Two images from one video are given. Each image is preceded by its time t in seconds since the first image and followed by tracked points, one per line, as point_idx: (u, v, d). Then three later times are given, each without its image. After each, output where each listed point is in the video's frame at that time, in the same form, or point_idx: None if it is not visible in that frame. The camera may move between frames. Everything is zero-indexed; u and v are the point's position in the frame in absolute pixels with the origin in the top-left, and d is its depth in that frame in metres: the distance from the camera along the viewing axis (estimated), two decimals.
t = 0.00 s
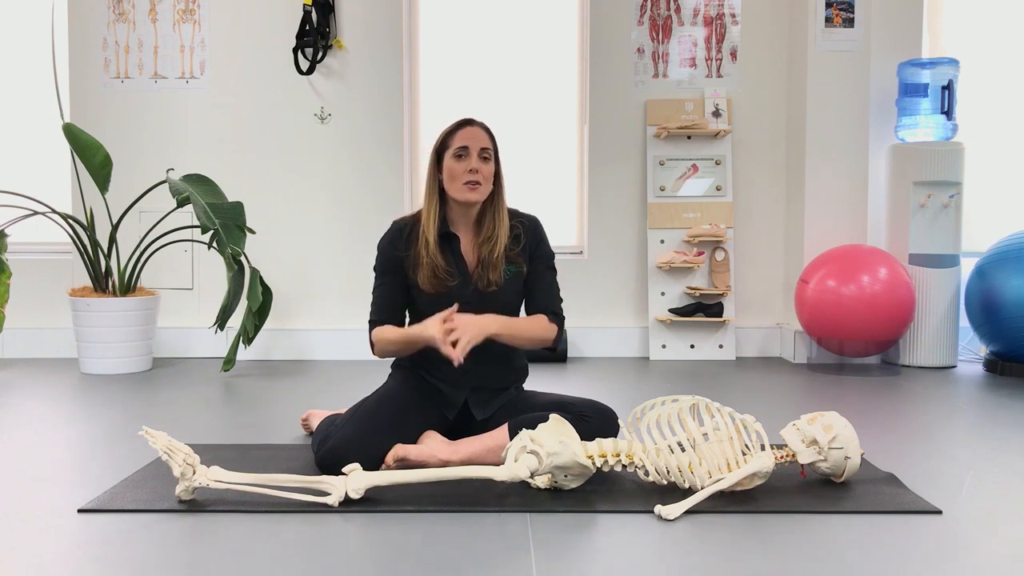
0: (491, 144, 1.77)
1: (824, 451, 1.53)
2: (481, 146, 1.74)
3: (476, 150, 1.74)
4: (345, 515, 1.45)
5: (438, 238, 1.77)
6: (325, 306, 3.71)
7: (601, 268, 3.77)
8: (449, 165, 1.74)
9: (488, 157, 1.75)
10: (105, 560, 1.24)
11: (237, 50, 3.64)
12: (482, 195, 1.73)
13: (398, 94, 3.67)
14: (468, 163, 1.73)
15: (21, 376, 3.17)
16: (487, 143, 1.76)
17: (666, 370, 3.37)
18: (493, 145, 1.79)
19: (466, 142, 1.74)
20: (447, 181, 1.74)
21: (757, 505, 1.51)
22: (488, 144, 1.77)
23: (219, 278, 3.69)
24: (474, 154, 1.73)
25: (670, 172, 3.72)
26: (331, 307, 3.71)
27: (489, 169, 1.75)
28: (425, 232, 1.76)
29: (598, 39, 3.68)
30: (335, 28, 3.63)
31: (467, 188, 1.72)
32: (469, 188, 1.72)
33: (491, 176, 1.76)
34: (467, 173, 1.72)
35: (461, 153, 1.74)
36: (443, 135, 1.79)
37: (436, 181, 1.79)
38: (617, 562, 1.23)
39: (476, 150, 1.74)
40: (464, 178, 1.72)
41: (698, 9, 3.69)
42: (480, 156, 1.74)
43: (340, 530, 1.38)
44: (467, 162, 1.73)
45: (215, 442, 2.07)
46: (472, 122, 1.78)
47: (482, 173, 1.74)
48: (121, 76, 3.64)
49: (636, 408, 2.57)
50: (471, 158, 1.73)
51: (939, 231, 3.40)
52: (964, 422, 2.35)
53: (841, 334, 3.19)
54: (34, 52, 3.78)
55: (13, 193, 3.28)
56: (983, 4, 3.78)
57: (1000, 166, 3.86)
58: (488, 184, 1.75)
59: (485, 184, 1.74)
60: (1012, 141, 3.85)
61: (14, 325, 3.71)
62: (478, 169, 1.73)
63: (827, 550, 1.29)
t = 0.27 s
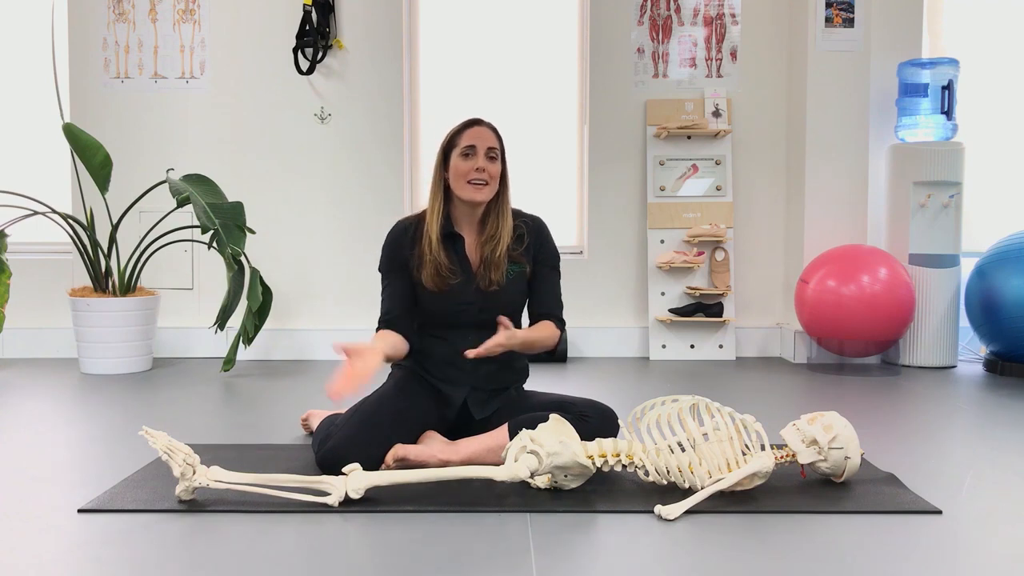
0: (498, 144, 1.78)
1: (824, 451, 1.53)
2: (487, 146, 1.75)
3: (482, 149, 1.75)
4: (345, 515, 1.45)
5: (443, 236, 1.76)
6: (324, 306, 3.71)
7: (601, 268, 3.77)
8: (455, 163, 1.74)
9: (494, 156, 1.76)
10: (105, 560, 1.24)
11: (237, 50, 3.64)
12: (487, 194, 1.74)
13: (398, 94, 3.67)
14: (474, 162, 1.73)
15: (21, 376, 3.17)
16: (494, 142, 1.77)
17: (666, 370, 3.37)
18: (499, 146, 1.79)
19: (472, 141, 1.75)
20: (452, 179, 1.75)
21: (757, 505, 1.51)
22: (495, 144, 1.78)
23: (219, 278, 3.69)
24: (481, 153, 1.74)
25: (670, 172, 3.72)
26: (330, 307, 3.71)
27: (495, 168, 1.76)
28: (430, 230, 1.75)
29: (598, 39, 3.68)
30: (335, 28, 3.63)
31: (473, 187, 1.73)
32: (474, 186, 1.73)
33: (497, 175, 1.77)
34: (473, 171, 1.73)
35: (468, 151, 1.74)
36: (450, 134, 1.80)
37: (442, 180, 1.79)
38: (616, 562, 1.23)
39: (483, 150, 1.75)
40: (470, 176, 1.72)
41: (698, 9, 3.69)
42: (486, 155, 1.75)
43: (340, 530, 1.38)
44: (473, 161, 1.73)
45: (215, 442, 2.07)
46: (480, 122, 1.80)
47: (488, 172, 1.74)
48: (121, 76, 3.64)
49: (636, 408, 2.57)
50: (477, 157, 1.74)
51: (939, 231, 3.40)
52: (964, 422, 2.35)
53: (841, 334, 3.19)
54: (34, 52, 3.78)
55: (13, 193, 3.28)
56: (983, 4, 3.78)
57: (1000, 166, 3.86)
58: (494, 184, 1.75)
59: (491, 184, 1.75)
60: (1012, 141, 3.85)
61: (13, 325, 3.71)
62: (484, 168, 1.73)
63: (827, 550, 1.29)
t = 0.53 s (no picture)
0: (511, 143, 1.76)
1: (824, 451, 1.53)
2: (502, 145, 1.73)
3: (497, 148, 1.72)
4: (345, 515, 1.46)
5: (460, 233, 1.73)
6: (324, 307, 3.71)
7: (601, 268, 3.78)
8: (470, 162, 1.71)
9: (508, 155, 1.74)
10: (105, 560, 1.24)
11: (236, 50, 3.64)
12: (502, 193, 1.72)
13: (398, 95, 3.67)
14: (489, 161, 1.71)
15: (21, 376, 3.17)
16: (508, 141, 1.74)
17: (666, 370, 3.37)
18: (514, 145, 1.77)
19: (487, 140, 1.72)
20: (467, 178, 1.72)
21: (757, 505, 1.51)
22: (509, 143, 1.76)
23: (219, 278, 3.69)
24: (495, 152, 1.71)
25: (670, 172, 3.72)
26: (330, 307, 3.71)
27: (508, 167, 1.74)
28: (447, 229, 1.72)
29: (598, 39, 3.68)
30: (335, 28, 3.63)
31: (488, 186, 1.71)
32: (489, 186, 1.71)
33: (510, 175, 1.75)
34: (487, 170, 1.71)
35: (483, 150, 1.71)
36: (463, 132, 1.76)
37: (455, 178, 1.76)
38: (617, 562, 1.23)
39: (497, 149, 1.73)
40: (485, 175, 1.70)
41: (698, 9, 3.69)
42: (501, 154, 1.73)
43: (340, 530, 1.38)
44: (488, 160, 1.71)
45: (215, 442, 2.07)
46: (494, 120, 1.76)
47: (502, 172, 1.72)
48: (121, 76, 3.64)
49: (636, 408, 2.57)
50: (492, 156, 1.71)
51: (939, 231, 3.40)
52: (964, 422, 2.35)
53: (840, 334, 3.19)
54: (34, 52, 3.78)
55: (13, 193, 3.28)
56: (983, 4, 3.78)
57: (1000, 166, 3.86)
58: (507, 184, 1.74)
59: (504, 183, 1.74)
60: (1012, 141, 3.85)
61: (13, 325, 3.71)
62: (499, 168, 1.71)
63: (827, 551, 1.29)
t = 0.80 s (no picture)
0: (524, 145, 1.75)
1: (824, 451, 1.53)
2: (514, 147, 1.72)
3: (509, 150, 1.71)
4: (345, 515, 1.45)
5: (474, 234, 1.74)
6: (324, 307, 3.71)
7: (601, 268, 3.78)
8: (482, 164, 1.72)
9: (520, 157, 1.73)
10: (105, 560, 1.24)
11: (236, 50, 3.64)
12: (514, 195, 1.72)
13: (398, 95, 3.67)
14: (501, 163, 1.71)
15: (21, 376, 3.17)
16: (520, 143, 1.74)
17: (666, 370, 3.37)
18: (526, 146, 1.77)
19: (500, 142, 1.71)
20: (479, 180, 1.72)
21: (757, 505, 1.51)
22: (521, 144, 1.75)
23: (219, 278, 3.68)
24: (508, 154, 1.71)
25: (670, 172, 3.72)
26: (330, 307, 3.71)
27: (520, 169, 1.74)
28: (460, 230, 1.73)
29: (598, 39, 3.68)
30: (335, 28, 3.63)
31: (499, 188, 1.71)
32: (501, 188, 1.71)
33: (523, 176, 1.74)
34: (499, 173, 1.71)
35: (494, 152, 1.72)
36: (476, 134, 1.77)
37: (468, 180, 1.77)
38: (616, 562, 1.23)
39: (509, 151, 1.72)
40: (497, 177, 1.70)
41: (698, 9, 3.69)
42: (513, 155, 1.72)
43: (340, 530, 1.38)
44: (500, 162, 1.71)
45: (214, 442, 2.07)
46: (507, 122, 1.76)
47: (514, 173, 1.72)
48: (121, 76, 3.64)
49: (636, 408, 2.57)
50: (504, 158, 1.71)
51: (939, 231, 3.40)
52: (963, 422, 2.35)
53: (841, 334, 3.19)
54: (34, 52, 3.78)
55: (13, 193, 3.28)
56: (983, 4, 3.78)
57: (1000, 166, 3.86)
58: (519, 185, 1.73)
59: (517, 184, 1.73)
60: (1012, 141, 3.85)
61: (13, 325, 3.71)
62: (511, 170, 1.71)
63: (827, 551, 1.29)
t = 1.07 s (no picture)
0: (528, 143, 1.74)
1: (824, 451, 1.53)
2: (517, 145, 1.71)
3: (513, 149, 1.71)
4: (345, 515, 1.46)
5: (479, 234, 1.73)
6: (324, 307, 3.71)
7: (601, 268, 3.78)
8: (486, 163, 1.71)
9: (524, 155, 1.72)
10: (105, 560, 1.24)
11: (236, 50, 3.64)
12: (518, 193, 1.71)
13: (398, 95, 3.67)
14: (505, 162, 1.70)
15: (21, 376, 3.17)
16: (523, 141, 1.73)
17: (666, 370, 3.37)
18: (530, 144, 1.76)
19: (503, 141, 1.71)
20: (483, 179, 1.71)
21: (757, 505, 1.50)
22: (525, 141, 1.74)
23: (219, 278, 3.68)
24: (511, 153, 1.70)
25: (670, 172, 3.72)
26: (330, 307, 3.71)
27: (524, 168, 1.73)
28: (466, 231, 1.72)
29: (598, 39, 3.68)
30: (335, 28, 3.63)
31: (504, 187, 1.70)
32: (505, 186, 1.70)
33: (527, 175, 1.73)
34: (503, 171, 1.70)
35: (498, 151, 1.71)
36: (480, 134, 1.76)
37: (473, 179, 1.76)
38: (616, 562, 1.23)
39: (513, 149, 1.71)
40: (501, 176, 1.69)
41: (698, 9, 3.69)
42: (516, 154, 1.71)
43: (340, 530, 1.38)
44: (504, 161, 1.70)
45: (214, 442, 2.07)
46: (510, 120, 1.75)
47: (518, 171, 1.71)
48: (121, 76, 3.64)
49: (636, 408, 2.57)
50: (507, 156, 1.70)
51: (939, 231, 3.40)
52: (964, 422, 2.35)
53: (841, 334, 3.18)
54: (34, 52, 3.78)
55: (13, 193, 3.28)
56: (983, 4, 3.78)
57: (1000, 166, 3.86)
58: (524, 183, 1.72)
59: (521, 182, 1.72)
60: (1012, 141, 3.85)
61: (13, 325, 3.71)
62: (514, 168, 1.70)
63: (827, 551, 1.29)
